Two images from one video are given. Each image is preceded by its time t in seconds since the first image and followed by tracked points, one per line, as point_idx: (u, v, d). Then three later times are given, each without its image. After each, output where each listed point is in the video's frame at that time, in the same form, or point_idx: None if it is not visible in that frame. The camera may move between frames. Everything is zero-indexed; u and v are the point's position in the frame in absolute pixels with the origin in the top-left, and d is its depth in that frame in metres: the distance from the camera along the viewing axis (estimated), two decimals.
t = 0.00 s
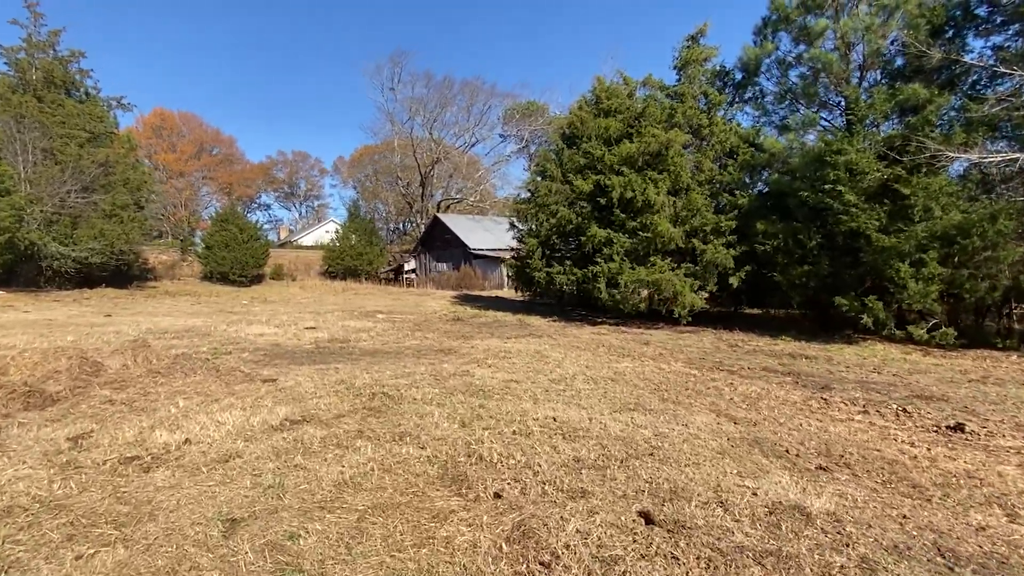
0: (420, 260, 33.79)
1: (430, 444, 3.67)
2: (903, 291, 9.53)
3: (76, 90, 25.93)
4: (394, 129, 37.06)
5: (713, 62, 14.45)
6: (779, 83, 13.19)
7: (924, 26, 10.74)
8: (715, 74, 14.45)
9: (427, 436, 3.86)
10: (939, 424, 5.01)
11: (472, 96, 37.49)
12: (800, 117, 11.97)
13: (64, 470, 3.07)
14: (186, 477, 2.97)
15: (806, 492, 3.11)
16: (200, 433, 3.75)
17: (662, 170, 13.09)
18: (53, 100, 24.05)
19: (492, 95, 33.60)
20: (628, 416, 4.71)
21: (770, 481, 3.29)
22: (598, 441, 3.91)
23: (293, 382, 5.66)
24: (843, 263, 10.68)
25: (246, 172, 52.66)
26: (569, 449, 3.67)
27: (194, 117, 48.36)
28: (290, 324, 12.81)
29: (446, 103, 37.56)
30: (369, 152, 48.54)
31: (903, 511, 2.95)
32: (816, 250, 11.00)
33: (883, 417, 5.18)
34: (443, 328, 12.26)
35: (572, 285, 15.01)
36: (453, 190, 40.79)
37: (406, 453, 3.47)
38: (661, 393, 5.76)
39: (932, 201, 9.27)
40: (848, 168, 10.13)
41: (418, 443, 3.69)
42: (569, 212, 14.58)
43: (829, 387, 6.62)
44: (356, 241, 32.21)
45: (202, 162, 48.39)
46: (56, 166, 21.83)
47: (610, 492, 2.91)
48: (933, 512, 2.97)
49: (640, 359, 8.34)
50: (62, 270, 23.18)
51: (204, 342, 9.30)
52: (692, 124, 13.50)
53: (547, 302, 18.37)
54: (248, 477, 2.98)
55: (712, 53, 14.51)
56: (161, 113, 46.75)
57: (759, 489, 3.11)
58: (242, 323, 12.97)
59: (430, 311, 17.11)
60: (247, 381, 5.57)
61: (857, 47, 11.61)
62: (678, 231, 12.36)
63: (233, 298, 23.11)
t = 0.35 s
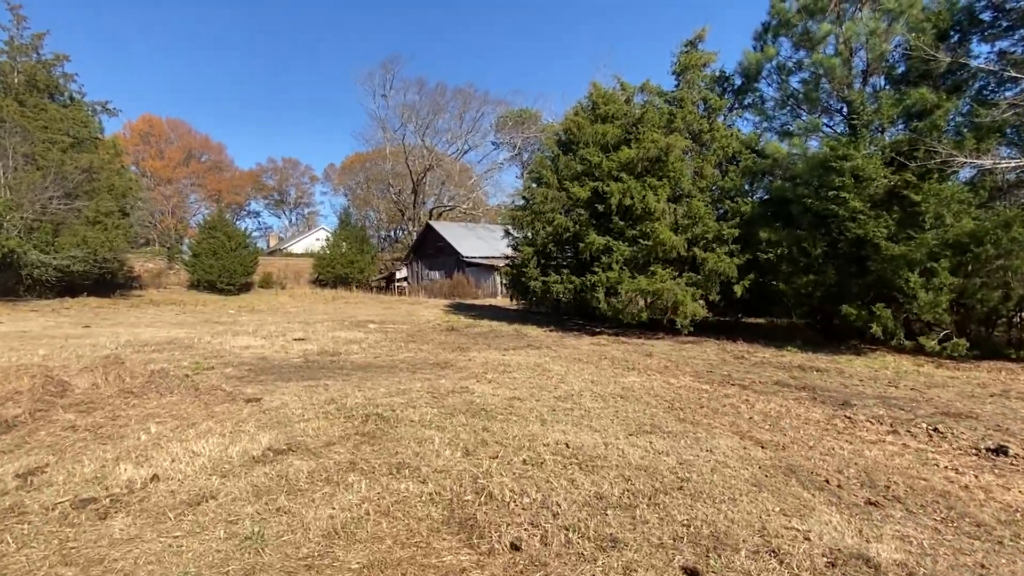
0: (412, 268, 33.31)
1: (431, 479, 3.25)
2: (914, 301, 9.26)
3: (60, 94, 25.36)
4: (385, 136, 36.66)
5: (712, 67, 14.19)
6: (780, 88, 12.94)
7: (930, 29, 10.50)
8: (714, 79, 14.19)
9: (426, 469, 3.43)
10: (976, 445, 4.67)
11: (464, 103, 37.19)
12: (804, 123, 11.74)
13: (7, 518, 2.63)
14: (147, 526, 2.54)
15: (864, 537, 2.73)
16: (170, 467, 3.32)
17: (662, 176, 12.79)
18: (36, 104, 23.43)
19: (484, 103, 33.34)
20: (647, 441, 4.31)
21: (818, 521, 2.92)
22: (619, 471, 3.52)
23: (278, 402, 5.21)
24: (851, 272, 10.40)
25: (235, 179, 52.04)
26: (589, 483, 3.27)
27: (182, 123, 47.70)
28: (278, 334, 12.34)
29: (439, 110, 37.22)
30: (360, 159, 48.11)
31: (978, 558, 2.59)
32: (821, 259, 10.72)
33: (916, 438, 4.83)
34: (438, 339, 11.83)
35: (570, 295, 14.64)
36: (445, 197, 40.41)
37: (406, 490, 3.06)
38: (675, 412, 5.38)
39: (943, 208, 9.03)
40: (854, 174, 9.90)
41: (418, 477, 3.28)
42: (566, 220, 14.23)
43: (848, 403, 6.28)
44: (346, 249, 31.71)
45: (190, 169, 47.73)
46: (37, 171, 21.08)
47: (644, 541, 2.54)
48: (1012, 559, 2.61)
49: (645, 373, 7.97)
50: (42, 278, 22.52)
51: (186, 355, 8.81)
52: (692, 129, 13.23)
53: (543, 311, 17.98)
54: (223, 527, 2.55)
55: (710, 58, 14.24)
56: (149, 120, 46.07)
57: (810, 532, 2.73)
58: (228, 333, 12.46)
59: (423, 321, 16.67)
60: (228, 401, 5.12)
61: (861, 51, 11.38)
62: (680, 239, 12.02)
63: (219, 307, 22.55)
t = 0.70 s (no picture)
0: (405, 273, 32.90)
1: (442, 504, 2.92)
2: (926, 306, 9.04)
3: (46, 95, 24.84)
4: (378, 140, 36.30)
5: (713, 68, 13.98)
6: (782, 90, 12.75)
7: (936, 30, 10.34)
8: (715, 81, 13.97)
9: (435, 492, 3.10)
10: (1017, 459, 4.39)
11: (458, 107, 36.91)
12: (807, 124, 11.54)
13: None
14: (119, 569, 2.20)
15: (932, 571, 2.45)
16: (149, 492, 2.97)
17: (663, 179, 12.55)
18: (21, 105, 22.85)
19: (478, 106, 33.06)
20: (670, 457, 3.99)
21: (879, 552, 2.61)
22: (648, 494, 3.20)
23: (270, 416, 4.85)
24: (859, 276, 10.18)
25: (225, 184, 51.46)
26: (618, 508, 2.95)
27: (172, 126, 47.15)
28: (269, 341, 11.95)
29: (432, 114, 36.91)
30: (353, 163, 47.71)
31: None
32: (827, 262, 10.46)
33: (951, 452, 4.56)
34: (435, 345, 11.50)
35: (569, 300, 14.33)
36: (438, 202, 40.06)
37: (414, 519, 2.72)
38: (692, 424, 5.08)
39: (955, 210, 8.83)
40: (861, 176, 9.71)
41: (427, 503, 2.95)
42: (565, 223, 13.93)
43: (869, 413, 6.00)
44: (339, 254, 31.27)
45: (180, 173, 47.10)
46: (21, 174, 20.35)
47: None
48: None
49: (653, 381, 7.66)
50: (26, 283, 21.94)
51: (172, 363, 8.41)
52: (693, 130, 13.00)
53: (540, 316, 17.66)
54: (206, 569, 2.20)
55: (710, 59, 14.02)
56: (138, 123, 45.45)
57: (875, 566, 2.44)
58: (217, 340, 12.04)
59: (418, 327, 16.30)
60: (215, 415, 4.75)
61: (865, 52, 11.21)
62: (683, 242, 11.76)
63: (209, 313, 22.07)
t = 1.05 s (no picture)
0: (398, 277, 32.43)
1: (455, 536, 2.57)
2: (941, 309, 8.78)
3: (30, 94, 24.25)
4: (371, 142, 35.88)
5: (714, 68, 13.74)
6: (785, 89, 12.50)
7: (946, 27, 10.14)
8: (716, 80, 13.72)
9: (446, 521, 2.75)
10: None
11: (452, 109, 36.58)
12: (814, 124, 11.29)
13: None
14: None
15: None
16: (116, 524, 2.59)
17: (665, 180, 12.27)
18: (4, 104, 22.22)
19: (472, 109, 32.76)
20: (699, 476, 3.64)
21: None
22: (685, 521, 2.85)
23: (258, 429, 4.45)
24: (868, 279, 9.92)
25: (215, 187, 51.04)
26: (656, 540, 2.60)
27: (161, 129, 46.49)
28: (259, 346, 11.50)
29: (426, 116, 36.55)
30: (345, 166, 47.24)
31: None
32: (835, 265, 10.21)
33: (995, 465, 4.25)
34: (431, 350, 11.10)
35: (568, 303, 13.98)
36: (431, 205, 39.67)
37: (426, 557, 2.37)
38: (715, 436, 4.73)
39: (970, 210, 8.59)
40: (871, 177, 9.48)
41: (438, 535, 2.59)
42: (564, 224, 13.60)
43: (895, 422, 5.69)
44: (330, 257, 30.78)
45: (169, 176, 46.43)
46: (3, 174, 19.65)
47: None
48: None
49: (663, 389, 7.31)
50: (7, 286, 21.29)
51: (154, 371, 7.97)
52: (695, 130, 12.74)
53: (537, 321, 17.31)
54: None
55: (712, 58, 13.75)
56: (127, 125, 44.75)
57: None
58: (203, 345, 11.58)
59: (412, 331, 15.89)
60: (196, 429, 4.34)
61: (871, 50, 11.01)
62: (686, 244, 11.47)
63: (197, 317, 21.51)
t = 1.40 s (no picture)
0: (392, 279, 32.00)
1: None
2: (958, 314, 8.50)
3: (16, 93, 23.73)
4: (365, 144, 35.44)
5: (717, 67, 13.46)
6: (791, 88, 12.21)
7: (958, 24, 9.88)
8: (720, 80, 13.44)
9: (461, 565, 2.40)
10: None
11: (447, 110, 36.20)
12: (823, 123, 11.02)
13: None
14: None
15: None
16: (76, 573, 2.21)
17: (669, 181, 11.97)
18: None
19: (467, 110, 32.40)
20: (736, 501, 3.30)
21: None
22: (734, 562, 2.51)
23: (245, 449, 4.06)
24: (880, 282, 9.64)
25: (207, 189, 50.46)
26: None
27: (152, 130, 45.89)
28: (249, 352, 11.08)
29: (420, 117, 36.16)
30: (339, 168, 46.80)
31: None
32: (846, 268, 9.92)
33: None
34: (429, 356, 10.73)
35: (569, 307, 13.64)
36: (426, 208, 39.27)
37: None
38: (741, 452, 4.40)
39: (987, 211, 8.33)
40: (884, 177, 9.21)
41: None
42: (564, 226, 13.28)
43: (925, 435, 5.37)
44: (323, 260, 30.33)
45: (160, 178, 45.84)
46: None
47: None
48: None
49: (674, 397, 6.97)
50: None
51: (138, 379, 7.57)
52: (700, 130, 12.45)
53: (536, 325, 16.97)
54: None
55: (715, 57, 13.48)
56: (117, 126, 44.15)
57: None
58: (192, 351, 11.17)
59: (408, 335, 15.51)
60: (178, 449, 3.96)
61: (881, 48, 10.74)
62: (692, 246, 11.18)
63: (186, 321, 21.01)
